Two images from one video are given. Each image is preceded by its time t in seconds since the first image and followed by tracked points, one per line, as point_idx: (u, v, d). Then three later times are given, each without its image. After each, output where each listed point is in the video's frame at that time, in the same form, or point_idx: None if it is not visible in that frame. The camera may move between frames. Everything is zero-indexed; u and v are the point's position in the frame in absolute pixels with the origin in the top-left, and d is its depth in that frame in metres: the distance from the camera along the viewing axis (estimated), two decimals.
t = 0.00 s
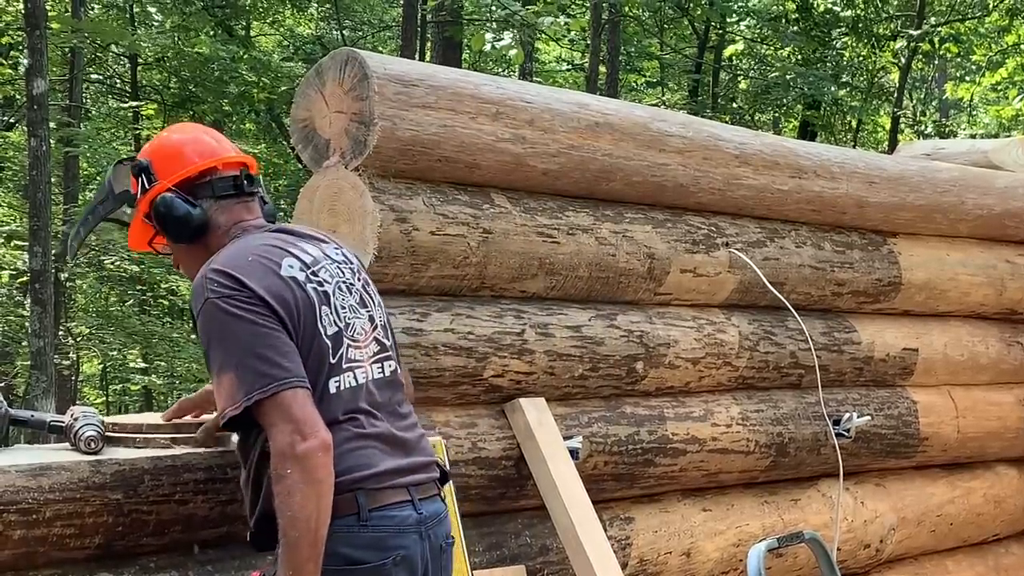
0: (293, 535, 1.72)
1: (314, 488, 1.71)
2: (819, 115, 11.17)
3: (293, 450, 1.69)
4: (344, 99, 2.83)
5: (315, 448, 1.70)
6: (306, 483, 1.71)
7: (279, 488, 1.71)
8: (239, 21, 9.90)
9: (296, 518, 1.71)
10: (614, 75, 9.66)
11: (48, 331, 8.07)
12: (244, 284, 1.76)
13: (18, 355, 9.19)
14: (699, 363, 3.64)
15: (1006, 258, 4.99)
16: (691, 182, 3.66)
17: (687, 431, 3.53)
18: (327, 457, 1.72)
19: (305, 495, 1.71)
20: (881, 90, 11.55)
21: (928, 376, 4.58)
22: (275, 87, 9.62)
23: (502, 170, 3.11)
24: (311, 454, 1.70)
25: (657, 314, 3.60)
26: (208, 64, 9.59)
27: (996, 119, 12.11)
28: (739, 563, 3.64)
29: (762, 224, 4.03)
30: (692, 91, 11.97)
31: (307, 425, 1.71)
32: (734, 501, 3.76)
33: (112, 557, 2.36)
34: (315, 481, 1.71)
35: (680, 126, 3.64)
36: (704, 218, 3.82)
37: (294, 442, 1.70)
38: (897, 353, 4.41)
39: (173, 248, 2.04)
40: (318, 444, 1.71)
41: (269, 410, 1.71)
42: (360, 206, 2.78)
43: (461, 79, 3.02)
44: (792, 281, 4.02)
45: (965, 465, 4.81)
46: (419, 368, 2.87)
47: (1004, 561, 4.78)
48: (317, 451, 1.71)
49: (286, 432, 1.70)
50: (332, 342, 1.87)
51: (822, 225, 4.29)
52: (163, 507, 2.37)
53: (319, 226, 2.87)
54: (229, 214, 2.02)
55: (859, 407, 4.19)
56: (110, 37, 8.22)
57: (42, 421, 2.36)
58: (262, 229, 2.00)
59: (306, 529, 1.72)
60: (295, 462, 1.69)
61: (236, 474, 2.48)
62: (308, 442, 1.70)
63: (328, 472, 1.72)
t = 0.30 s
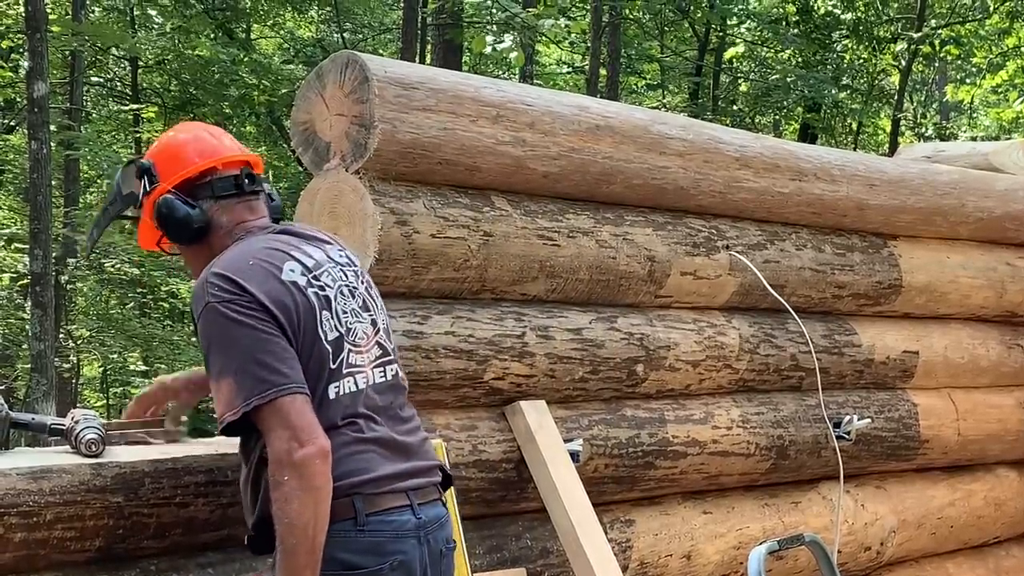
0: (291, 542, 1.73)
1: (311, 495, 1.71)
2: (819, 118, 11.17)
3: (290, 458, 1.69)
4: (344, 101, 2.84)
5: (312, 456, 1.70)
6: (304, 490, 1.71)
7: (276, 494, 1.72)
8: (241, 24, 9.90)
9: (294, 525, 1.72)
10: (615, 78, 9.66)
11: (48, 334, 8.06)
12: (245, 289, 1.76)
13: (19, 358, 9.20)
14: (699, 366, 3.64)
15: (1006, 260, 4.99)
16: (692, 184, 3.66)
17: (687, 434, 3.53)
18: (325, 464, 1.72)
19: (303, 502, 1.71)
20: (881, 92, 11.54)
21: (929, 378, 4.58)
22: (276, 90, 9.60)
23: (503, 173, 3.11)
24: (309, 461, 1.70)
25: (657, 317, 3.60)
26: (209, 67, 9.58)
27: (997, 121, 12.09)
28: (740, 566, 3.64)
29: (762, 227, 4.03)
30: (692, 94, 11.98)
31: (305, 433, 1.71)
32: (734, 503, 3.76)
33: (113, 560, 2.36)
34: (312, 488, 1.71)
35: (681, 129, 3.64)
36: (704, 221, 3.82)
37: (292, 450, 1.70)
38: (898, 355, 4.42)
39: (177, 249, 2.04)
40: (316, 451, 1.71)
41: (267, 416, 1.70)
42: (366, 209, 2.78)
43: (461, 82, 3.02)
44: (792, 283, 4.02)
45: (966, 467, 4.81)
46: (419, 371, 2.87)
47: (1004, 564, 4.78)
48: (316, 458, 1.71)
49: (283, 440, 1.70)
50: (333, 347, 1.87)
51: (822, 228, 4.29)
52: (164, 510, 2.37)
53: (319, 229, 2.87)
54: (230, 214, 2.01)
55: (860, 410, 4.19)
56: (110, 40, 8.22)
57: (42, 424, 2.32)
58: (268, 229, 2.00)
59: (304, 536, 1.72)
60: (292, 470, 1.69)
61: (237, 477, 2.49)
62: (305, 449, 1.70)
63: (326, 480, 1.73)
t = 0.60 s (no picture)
0: (278, 543, 1.73)
1: (299, 497, 1.71)
2: (819, 120, 11.17)
3: (280, 459, 1.70)
4: (343, 104, 2.84)
5: (301, 458, 1.70)
6: (292, 492, 1.71)
7: (265, 496, 1.72)
8: (240, 27, 9.90)
9: (281, 526, 1.72)
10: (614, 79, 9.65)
11: (47, 337, 8.07)
12: (244, 289, 1.76)
13: (18, 361, 9.20)
14: (698, 368, 3.64)
15: (1005, 262, 4.99)
16: (690, 187, 3.66)
17: (686, 436, 3.53)
18: (315, 466, 1.72)
19: (291, 504, 1.71)
20: (880, 94, 11.52)
21: (928, 380, 4.59)
22: (275, 92, 9.61)
23: (502, 175, 3.11)
24: (297, 463, 1.70)
25: (655, 320, 3.60)
26: (208, 69, 9.59)
27: (995, 123, 12.10)
28: (739, 568, 3.64)
29: (761, 229, 4.03)
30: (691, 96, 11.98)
31: (295, 435, 1.71)
32: (733, 505, 3.77)
33: (112, 563, 2.36)
34: (300, 490, 1.71)
35: (680, 131, 3.64)
36: (703, 223, 3.82)
37: (281, 451, 1.70)
38: (896, 357, 4.42)
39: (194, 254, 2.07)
40: (305, 453, 1.71)
41: (259, 416, 1.71)
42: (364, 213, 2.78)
43: (460, 84, 3.03)
44: (791, 285, 4.02)
45: (965, 469, 4.81)
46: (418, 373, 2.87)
47: (1003, 565, 4.79)
48: (305, 460, 1.71)
49: (274, 441, 1.70)
50: (333, 350, 1.86)
51: (821, 230, 4.29)
52: (163, 513, 2.37)
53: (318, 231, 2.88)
54: (231, 218, 2.01)
55: (858, 412, 4.19)
56: (109, 43, 8.23)
57: (42, 426, 2.28)
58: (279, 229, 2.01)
59: (291, 538, 1.72)
60: (281, 471, 1.70)
61: (236, 479, 2.48)
62: (294, 451, 1.70)
63: (315, 482, 1.72)
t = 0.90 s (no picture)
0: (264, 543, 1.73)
1: (287, 500, 1.71)
2: (818, 120, 11.16)
3: (270, 460, 1.70)
4: (341, 105, 2.84)
5: (291, 460, 1.70)
6: (280, 494, 1.71)
7: (256, 494, 1.73)
8: (239, 28, 9.87)
9: (267, 527, 1.72)
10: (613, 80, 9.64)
11: (47, 338, 8.07)
12: (252, 288, 1.78)
13: (17, 363, 9.20)
14: (696, 368, 3.64)
15: (1004, 262, 5.00)
16: (689, 187, 3.67)
17: (685, 436, 3.53)
18: (306, 470, 1.71)
19: (278, 506, 1.71)
20: (879, 94, 11.52)
21: (926, 380, 4.59)
22: (274, 93, 9.60)
23: (500, 176, 3.12)
24: (287, 466, 1.70)
25: (654, 320, 3.60)
26: (207, 70, 9.60)
27: (994, 123, 12.09)
28: (738, 568, 3.65)
29: (759, 229, 4.04)
30: (690, 97, 11.95)
31: (288, 437, 1.71)
32: (732, 505, 3.77)
33: (110, 563, 2.36)
34: (289, 493, 1.71)
35: (678, 131, 3.65)
36: (701, 223, 3.83)
37: (272, 452, 1.70)
38: (895, 357, 4.42)
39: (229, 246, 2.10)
40: (295, 456, 1.70)
41: (256, 416, 1.72)
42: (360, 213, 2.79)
43: (458, 85, 3.03)
44: (790, 285, 4.02)
45: (964, 469, 4.81)
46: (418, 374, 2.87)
47: (1003, 565, 4.79)
48: (295, 463, 1.70)
49: (267, 441, 1.71)
50: (342, 353, 1.86)
51: (819, 230, 4.29)
52: (161, 514, 2.37)
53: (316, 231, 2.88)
54: (262, 216, 2.02)
55: (857, 412, 4.20)
56: (108, 44, 8.23)
57: (42, 428, 2.32)
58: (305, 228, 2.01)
59: (276, 540, 1.72)
60: (271, 472, 1.70)
61: (235, 480, 2.48)
62: (285, 453, 1.70)
63: (305, 486, 1.72)
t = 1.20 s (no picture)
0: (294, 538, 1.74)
1: (323, 498, 1.72)
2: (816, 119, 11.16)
3: (311, 457, 1.70)
4: (337, 105, 2.84)
5: (332, 460, 1.70)
6: (317, 491, 1.71)
7: (293, 488, 1.73)
8: (237, 28, 9.82)
9: (299, 522, 1.73)
10: (611, 80, 9.64)
11: (45, 339, 8.06)
12: (304, 283, 1.78)
13: (16, 363, 9.20)
14: (694, 368, 3.64)
15: (1001, 262, 5.00)
16: (686, 187, 3.67)
17: (683, 436, 3.53)
18: (344, 470, 1.72)
19: (313, 504, 1.72)
20: (877, 94, 11.52)
21: (924, 379, 4.59)
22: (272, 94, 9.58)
23: (497, 176, 3.11)
24: (328, 464, 1.70)
25: (652, 319, 3.60)
26: (205, 70, 9.61)
27: (993, 122, 12.08)
28: (735, 567, 3.65)
29: (756, 229, 4.04)
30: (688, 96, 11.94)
31: (332, 436, 1.71)
32: (730, 505, 3.77)
33: (108, 563, 2.36)
34: (326, 491, 1.71)
35: (675, 131, 3.65)
36: (699, 223, 3.83)
37: (314, 449, 1.70)
38: (893, 356, 4.42)
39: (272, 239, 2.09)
40: (337, 456, 1.71)
41: (301, 411, 1.72)
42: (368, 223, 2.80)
43: (455, 85, 3.02)
44: (787, 285, 4.03)
45: (961, 468, 4.81)
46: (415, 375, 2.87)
47: (1000, 564, 4.80)
48: (336, 462, 1.71)
49: (310, 437, 1.71)
50: (388, 353, 1.86)
51: (817, 230, 4.30)
52: (158, 514, 2.36)
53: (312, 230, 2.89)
54: (310, 211, 2.01)
55: (855, 411, 4.20)
56: (106, 44, 8.23)
57: (39, 428, 2.32)
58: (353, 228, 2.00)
59: (306, 536, 1.73)
60: (310, 469, 1.70)
61: (232, 480, 2.48)
62: (327, 452, 1.70)
63: (342, 485, 1.72)
